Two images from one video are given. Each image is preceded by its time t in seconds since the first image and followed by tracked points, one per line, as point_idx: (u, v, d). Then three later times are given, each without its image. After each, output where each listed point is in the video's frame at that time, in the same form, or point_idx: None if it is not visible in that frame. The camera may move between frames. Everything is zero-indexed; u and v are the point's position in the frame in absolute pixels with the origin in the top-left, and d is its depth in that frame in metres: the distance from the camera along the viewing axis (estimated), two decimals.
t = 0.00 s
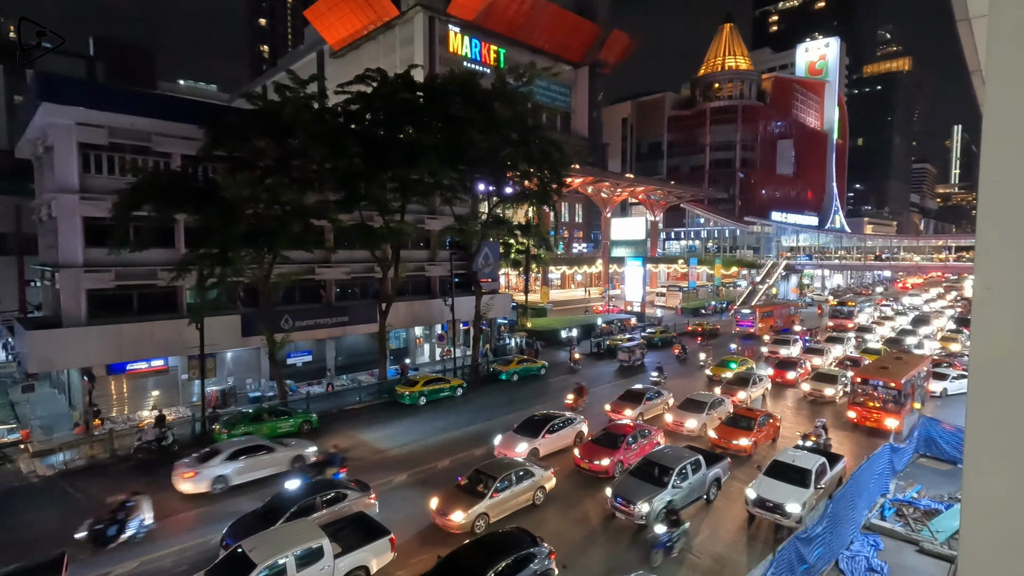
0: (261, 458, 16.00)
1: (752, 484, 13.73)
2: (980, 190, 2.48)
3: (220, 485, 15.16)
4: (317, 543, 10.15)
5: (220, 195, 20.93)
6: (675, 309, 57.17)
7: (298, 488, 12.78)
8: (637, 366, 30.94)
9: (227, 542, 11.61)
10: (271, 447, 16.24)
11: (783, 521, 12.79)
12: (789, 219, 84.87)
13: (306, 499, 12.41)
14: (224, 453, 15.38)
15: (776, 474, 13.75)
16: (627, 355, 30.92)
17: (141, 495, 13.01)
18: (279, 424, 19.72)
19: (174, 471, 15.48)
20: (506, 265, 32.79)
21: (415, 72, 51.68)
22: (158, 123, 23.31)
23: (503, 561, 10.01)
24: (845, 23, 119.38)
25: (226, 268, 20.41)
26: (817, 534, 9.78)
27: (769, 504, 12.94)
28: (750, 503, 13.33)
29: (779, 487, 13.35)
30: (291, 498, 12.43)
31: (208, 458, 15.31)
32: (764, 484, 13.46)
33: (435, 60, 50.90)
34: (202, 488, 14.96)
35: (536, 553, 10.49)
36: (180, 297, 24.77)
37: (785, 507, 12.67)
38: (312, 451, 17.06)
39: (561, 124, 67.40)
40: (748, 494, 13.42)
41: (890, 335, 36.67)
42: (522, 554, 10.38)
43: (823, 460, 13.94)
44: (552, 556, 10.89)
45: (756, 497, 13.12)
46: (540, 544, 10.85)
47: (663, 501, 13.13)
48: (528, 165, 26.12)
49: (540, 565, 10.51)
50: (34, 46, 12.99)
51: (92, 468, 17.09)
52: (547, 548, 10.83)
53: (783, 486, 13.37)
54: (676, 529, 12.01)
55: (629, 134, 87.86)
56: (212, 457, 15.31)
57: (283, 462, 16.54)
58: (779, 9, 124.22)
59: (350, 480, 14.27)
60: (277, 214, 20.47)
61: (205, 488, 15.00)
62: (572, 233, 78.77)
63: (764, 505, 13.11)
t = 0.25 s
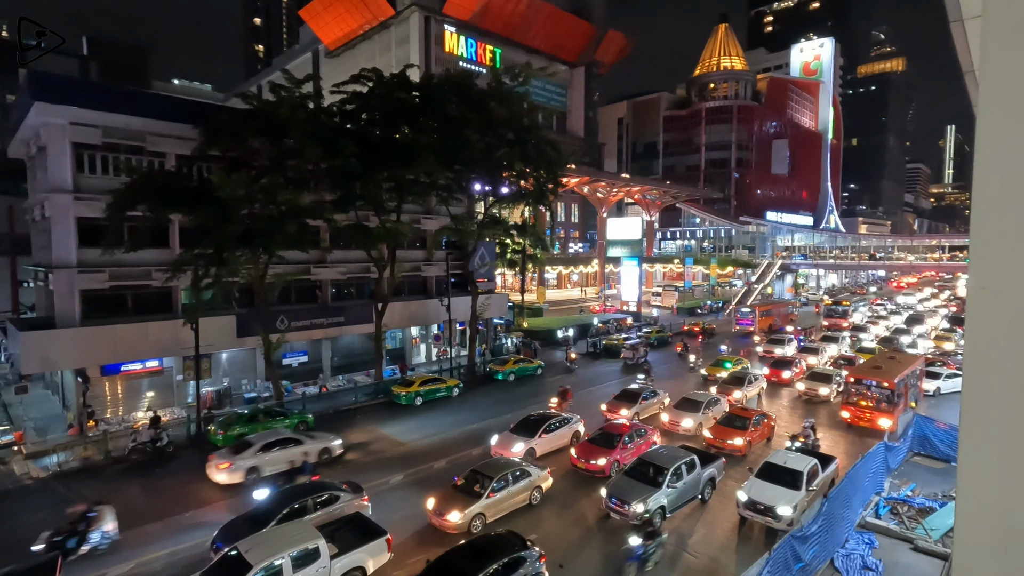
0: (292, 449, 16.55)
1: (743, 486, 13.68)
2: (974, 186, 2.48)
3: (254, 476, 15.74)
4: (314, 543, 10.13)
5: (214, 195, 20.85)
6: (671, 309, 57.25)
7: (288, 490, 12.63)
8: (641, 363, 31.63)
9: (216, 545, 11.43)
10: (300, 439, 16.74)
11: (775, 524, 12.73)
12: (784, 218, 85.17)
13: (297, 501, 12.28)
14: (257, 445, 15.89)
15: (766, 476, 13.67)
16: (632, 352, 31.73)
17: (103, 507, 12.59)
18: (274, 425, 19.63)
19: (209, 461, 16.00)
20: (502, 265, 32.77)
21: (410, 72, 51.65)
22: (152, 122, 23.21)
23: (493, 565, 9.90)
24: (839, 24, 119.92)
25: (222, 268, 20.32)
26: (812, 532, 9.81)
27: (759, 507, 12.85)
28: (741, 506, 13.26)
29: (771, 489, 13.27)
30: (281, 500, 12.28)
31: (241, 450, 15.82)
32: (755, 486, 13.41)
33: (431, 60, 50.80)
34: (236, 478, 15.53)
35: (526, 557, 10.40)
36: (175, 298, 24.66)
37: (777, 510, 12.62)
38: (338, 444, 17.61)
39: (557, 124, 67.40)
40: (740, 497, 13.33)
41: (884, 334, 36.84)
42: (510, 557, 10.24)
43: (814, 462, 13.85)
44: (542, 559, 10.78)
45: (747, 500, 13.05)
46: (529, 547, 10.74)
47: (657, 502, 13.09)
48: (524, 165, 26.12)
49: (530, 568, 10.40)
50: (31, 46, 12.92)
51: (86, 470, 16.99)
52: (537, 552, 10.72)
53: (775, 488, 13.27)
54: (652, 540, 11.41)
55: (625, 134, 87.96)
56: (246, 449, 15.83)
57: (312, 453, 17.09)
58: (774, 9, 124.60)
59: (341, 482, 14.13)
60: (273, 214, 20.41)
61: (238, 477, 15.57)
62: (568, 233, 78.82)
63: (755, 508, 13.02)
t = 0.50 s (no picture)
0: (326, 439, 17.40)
1: (732, 490, 13.51)
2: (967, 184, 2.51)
3: (292, 464, 16.53)
4: (309, 543, 10.09)
5: (209, 194, 20.76)
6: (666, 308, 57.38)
7: (279, 492, 12.51)
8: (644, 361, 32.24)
9: (205, 548, 11.30)
10: (333, 429, 17.61)
11: (763, 528, 12.65)
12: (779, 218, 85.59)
13: (287, 503, 12.16)
14: (294, 434, 16.74)
15: (756, 479, 13.57)
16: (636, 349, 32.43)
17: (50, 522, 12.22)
18: (269, 425, 19.55)
19: (248, 451, 16.79)
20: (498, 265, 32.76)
21: (406, 71, 51.55)
22: (146, 121, 23.07)
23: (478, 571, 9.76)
24: (833, 24, 120.50)
25: (216, 268, 20.23)
26: (807, 530, 9.85)
27: (748, 510, 12.73)
28: (729, 510, 13.13)
29: (759, 492, 13.12)
30: (270, 502, 12.15)
31: (279, 440, 16.65)
32: (743, 490, 13.23)
33: (427, 60, 50.96)
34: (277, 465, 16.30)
35: (513, 562, 10.29)
36: (169, 297, 24.52)
37: (765, 513, 12.48)
38: (367, 434, 18.43)
39: (552, 124, 67.36)
40: (728, 500, 13.20)
41: (877, 333, 37.05)
42: (494, 564, 10.09)
43: (804, 464, 13.69)
44: (528, 564, 10.62)
45: (736, 503, 12.94)
46: (515, 551, 10.57)
47: (651, 502, 13.07)
48: (520, 164, 26.12)
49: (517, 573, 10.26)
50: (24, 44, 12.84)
51: (79, 471, 16.89)
52: (523, 557, 10.57)
53: (764, 491, 13.13)
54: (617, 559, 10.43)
55: (620, 134, 88.07)
56: (284, 439, 16.66)
57: (344, 443, 17.94)
58: (769, 10, 125.27)
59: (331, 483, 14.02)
60: (267, 213, 20.36)
61: (279, 464, 16.34)
62: (563, 233, 78.88)
63: (742, 511, 12.91)
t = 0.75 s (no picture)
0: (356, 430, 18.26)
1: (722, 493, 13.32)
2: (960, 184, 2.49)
3: (324, 453, 17.40)
4: (305, 544, 10.06)
5: (203, 194, 20.67)
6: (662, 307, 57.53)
7: (268, 494, 12.39)
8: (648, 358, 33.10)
9: (194, 551, 11.17)
10: (362, 421, 18.45)
11: (753, 532, 12.47)
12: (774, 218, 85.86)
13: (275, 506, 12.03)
14: (327, 425, 17.60)
15: (744, 482, 13.40)
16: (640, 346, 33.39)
17: None
18: (265, 425, 19.54)
19: (283, 440, 17.72)
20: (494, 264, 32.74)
21: (401, 71, 51.50)
22: (140, 120, 22.96)
23: None
24: (828, 24, 120.96)
25: (211, 268, 20.15)
26: (802, 528, 9.87)
27: (738, 514, 12.57)
28: (720, 514, 12.92)
29: (749, 495, 12.95)
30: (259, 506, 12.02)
31: (312, 430, 17.54)
32: (733, 493, 13.05)
33: (422, 59, 50.96)
34: (311, 455, 17.18)
35: (497, 567, 10.14)
36: (163, 297, 24.41)
37: (755, 517, 12.33)
38: (393, 426, 19.25)
39: (549, 124, 67.33)
40: (718, 503, 13.02)
41: (872, 332, 37.22)
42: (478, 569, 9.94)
43: (795, 467, 13.46)
44: (513, 569, 10.52)
45: (725, 507, 12.77)
46: (500, 557, 10.44)
47: (645, 502, 13.03)
48: (516, 164, 26.12)
49: None
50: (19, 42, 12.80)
51: (73, 472, 16.80)
52: (509, 562, 10.46)
53: (754, 495, 12.95)
54: None
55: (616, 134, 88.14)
56: (317, 429, 17.55)
57: (372, 435, 18.78)
58: (764, 11, 125.78)
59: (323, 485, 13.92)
60: (262, 213, 20.27)
61: (314, 455, 17.26)
62: (559, 232, 78.94)
63: (731, 515, 12.76)
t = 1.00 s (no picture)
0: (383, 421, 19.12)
1: (711, 496, 13.24)
2: (954, 184, 2.51)
3: (354, 444, 18.25)
4: (301, 544, 10.04)
5: (198, 193, 20.57)
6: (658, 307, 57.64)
7: (261, 496, 12.31)
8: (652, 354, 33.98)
9: (181, 554, 11.04)
10: (388, 413, 19.29)
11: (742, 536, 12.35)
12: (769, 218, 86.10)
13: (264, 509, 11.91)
14: (356, 417, 18.45)
15: (734, 485, 13.37)
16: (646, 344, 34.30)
17: None
18: (261, 426, 19.48)
19: (314, 433, 18.55)
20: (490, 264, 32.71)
21: (397, 70, 51.41)
22: (135, 119, 22.84)
23: None
24: (823, 25, 121.43)
25: (206, 268, 20.06)
26: (797, 526, 9.89)
27: (727, 518, 12.42)
28: (708, 518, 12.79)
29: (738, 499, 12.87)
30: (250, 508, 11.92)
31: (342, 423, 18.39)
32: (723, 497, 12.98)
33: (418, 59, 50.90)
34: (342, 445, 18.04)
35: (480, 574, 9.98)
36: (158, 297, 24.29)
37: (744, 522, 12.20)
38: (417, 418, 20.11)
39: (545, 123, 67.27)
40: (707, 507, 12.90)
41: (866, 332, 37.40)
42: None
43: (784, 469, 13.44)
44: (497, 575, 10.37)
45: (715, 511, 12.64)
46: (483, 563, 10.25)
47: (639, 502, 13.00)
48: (512, 164, 26.12)
49: None
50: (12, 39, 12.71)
51: (67, 473, 16.69)
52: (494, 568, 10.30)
53: (743, 498, 12.88)
54: None
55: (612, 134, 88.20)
56: (346, 421, 18.40)
57: (398, 426, 19.61)
58: (759, 11, 126.12)
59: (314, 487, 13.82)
60: (257, 213, 20.19)
61: (345, 444, 18.12)
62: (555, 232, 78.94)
63: (720, 519, 12.62)
